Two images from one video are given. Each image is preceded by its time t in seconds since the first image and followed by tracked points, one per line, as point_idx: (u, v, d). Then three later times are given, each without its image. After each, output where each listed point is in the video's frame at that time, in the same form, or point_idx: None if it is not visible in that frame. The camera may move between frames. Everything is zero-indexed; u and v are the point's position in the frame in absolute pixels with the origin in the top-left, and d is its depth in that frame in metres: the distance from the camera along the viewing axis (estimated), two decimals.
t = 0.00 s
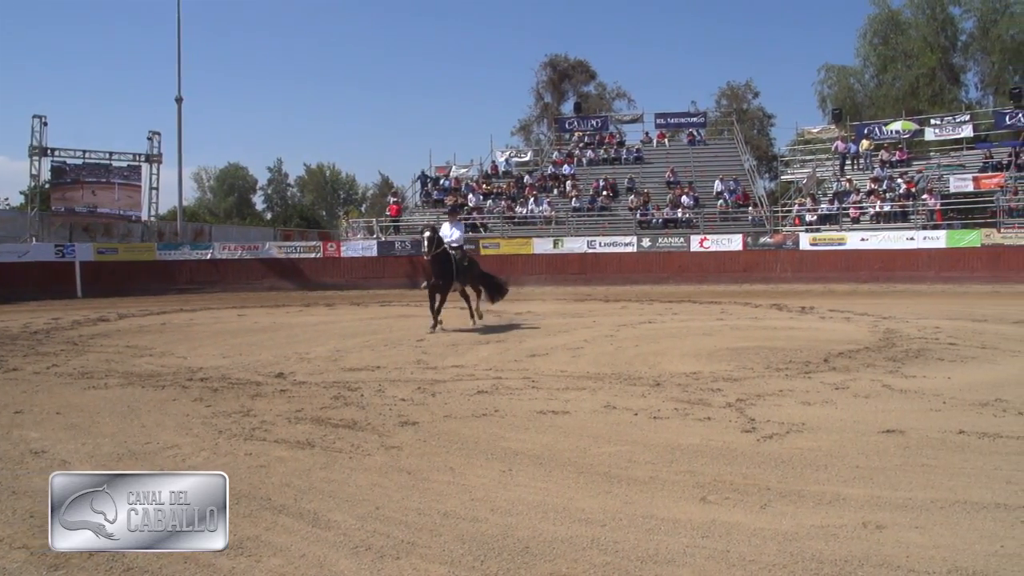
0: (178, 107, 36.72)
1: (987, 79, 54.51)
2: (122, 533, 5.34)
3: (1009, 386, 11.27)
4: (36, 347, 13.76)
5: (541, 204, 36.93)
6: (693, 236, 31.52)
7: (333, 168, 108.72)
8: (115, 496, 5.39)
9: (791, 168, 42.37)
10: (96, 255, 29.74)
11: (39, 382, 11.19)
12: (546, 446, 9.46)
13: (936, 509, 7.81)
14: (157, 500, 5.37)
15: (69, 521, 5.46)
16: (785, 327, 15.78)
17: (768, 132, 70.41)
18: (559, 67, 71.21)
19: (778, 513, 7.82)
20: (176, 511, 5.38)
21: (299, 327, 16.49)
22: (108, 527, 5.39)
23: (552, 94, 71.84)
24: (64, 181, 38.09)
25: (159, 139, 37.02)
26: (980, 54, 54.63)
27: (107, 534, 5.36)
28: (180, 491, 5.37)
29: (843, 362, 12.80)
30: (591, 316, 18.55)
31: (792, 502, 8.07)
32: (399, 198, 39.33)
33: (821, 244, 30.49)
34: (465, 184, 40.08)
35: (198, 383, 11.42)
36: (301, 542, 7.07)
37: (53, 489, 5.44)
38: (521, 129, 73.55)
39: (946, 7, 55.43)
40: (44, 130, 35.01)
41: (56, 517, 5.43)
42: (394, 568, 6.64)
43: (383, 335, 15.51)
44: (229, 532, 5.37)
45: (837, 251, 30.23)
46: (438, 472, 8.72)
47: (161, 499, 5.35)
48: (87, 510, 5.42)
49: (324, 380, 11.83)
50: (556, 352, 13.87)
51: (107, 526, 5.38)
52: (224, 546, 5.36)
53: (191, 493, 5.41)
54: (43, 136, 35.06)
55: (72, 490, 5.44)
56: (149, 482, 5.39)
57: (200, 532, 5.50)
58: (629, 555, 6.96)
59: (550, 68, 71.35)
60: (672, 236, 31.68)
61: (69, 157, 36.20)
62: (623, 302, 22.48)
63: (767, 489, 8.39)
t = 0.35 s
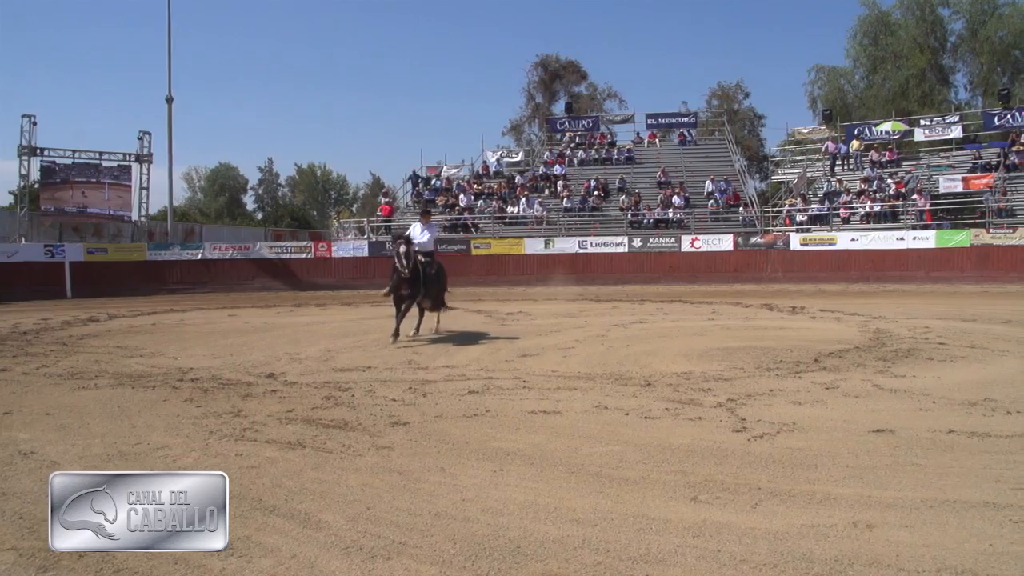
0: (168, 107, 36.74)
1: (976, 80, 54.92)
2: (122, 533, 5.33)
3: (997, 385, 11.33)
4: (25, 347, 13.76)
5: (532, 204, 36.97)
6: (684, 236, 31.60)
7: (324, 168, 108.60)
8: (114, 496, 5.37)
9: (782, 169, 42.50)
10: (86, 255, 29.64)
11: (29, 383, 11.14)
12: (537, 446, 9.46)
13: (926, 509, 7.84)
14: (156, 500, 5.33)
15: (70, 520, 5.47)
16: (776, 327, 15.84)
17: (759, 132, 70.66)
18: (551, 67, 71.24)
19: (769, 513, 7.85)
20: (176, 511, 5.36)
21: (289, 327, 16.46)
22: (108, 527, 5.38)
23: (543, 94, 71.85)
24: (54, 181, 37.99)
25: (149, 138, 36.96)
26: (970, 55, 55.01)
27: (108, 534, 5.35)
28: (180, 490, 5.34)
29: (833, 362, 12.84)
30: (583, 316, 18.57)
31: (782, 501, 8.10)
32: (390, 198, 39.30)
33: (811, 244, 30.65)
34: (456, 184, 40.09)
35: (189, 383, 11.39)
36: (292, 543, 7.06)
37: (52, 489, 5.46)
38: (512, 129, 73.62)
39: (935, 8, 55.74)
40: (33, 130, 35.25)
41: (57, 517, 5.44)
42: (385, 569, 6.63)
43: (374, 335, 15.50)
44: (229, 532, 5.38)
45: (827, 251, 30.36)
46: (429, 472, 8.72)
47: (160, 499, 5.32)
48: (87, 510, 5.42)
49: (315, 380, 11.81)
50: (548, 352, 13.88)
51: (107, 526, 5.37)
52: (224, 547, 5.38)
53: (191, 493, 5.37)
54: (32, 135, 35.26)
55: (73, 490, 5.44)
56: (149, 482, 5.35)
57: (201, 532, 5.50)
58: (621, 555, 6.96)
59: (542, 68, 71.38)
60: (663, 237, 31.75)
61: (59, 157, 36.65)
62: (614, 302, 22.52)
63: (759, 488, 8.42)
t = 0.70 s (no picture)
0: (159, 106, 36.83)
1: (966, 80, 55.21)
2: (122, 532, 5.38)
3: (985, 385, 11.37)
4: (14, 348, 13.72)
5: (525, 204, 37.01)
6: (676, 236, 31.65)
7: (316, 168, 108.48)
8: (115, 496, 5.43)
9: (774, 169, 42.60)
10: (77, 255, 29.52)
11: (20, 384, 11.11)
12: (529, 446, 9.47)
13: (916, 507, 7.87)
14: (157, 500, 5.40)
15: (70, 521, 5.52)
16: (767, 327, 15.88)
17: (751, 132, 70.85)
18: (543, 67, 71.30)
19: (761, 512, 7.87)
20: (176, 511, 5.43)
21: (280, 327, 16.44)
22: (108, 527, 5.43)
23: (535, 94, 71.88)
24: (44, 180, 37.97)
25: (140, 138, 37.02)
26: (960, 56, 55.24)
27: (107, 534, 5.40)
28: (180, 491, 5.43)
29: (824, 362, 12.88)
30: (575, 316, 18.57)
31: (774, 500, 8.13)
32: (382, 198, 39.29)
33: (803, 244, 30.73)
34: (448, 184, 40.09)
35: (181, 383, 11.37)
36: (283, 543, 7.05)
37: (53, 489, 5.52)
38: (504, 130, 73.64)
39: (926, 9, 55.98)
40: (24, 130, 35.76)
41: (57, 517, 5.50)
42: (377, 569, 6.62)
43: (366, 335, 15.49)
44: (228, 531, 5.45)
45: (818, 251, 30.44)
46: (421, 472, 8.72)
47: (161, 499, 5.39)
48: (87, 511, 5.47)
49: (307, 381, 11.80)
50: (540, 352, 13.89)
51: (106, 526, 5.43)
52: (224, 546, 5.44)
53: (191, 493, 5.46)
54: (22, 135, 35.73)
55: (73, 490, 5.50)
56: (149, 483, 5.46)
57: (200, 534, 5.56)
58: (613, 554, 6.97)
59: (534, 68, 71.44)
60: (655, 237, 31.81)
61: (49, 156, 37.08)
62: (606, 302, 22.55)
63: (751, 488, 8.44)
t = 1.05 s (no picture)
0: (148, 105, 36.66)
1: (954, 82, 55.40)
2: (122, 533, 5.31)
3: (973, 384, 11.44)
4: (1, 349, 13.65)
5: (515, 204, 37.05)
6: (667, 236, 31.71)
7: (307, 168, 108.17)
8: (115, 495, 5.35)
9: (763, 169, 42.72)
10: (65, 255, 29.34)
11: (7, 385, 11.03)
12: (519, 446, 9.48)
13: (905, 506, 7.91)
14: (157, 500, 5.32)
15: (69, 520, 5.45)
16: (757, 327, 15.92)
17: (741, 133, 70.99)
18: (534, 67, 71.26)
19: (751, 511, 7.90)
20: (176, 511, 5.35)
21: (270, 327, 16.41)
22: (108, 527, 5.36)
23: (526, 94, 71.82)
24: (32, 180, 37.71)
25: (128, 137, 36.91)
26: (948, 57, 55.53)
27: (107, 534, 5.33)
28: (180, 491, 5.36)
29: (814, 361, 12.92)
30: (566, 316, 18.59)
31: (763, 499, 8.17)
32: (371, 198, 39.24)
33: (793, 244, 30.83)
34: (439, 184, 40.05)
35: (170, 384, 11.33)
36: (274, 544, 7.03)
37: (52, 489, 5.44)
38: (495, 130, 73.57)
39: (915, 11, 56.22)
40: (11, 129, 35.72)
41: (56, 517, 5.44)
42: (368, 570, 6.61)
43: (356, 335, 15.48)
44: (229, 532, 5.41)
45: (808, 251, 30.55)
46: (411, 472, 8.72)
47: (161, 499, 5.31)
48: (87, 510, 5.40)
49: (297, 381, 11.77)
50: (530, 352, 13.91)
51: (107, 526, 5.35)
52: (224, 546, 5.40)
53: (191, 493, 5.38)
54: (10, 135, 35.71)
55: (73, 490, 5.44)
56: (149, 482, 5.36)
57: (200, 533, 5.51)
58: (604, 553, 6.99)
59: (525, 68, 71.40)
60: (645, 237, 31.85)
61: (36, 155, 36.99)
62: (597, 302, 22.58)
63: (741, 487, 8.47)
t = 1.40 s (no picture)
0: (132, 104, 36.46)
1: (938, 84, 55.80)
2: (122, 533, 5.04)
3: (958, 383, 11.53)
4: None
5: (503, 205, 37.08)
6: (654, 237, 31.79)
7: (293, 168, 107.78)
8: (114, 496, 5.07)
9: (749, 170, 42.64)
10: (48, 255, 29.04)
11: None
12: (506, 447, 9.47)
13: (890, 504, 7.96)
14: (156, 500, 5.00)
15: (69, 520, 5.18)
16: (745, 326, 15.99)
17: (728, 134, 71.26)
18: (522, 68, 71.26)
19: (738, 510, 7.93)
20: (176, 511, 5.04)
21: (257, 328, 16.34)
22: (108, 527, 5.09)
23: (514, 95, 71.82)
24: (14, 180, 37.42)
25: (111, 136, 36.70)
26: (933, 60, 55.96)
27: (107, 534, 5.07)
28: (180, 490, 5.02)
29: (801, 361, 12.98)
30: (555, 316, 18.63)
31: (750, 498, 8.20)
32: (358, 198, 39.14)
33: (779, 245, 30.95)
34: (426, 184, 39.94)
35: (155, 386, 11.24)
36: (260, 546, 6.99)
37: (52, 488, 5.16)
38: (483, 130, 73.54)
39: (900, 14, 56.57)
40: None
41: (56, 517, 5.18)
42: (356, 571, 6.59)
43: (343, 336, 15.46)
44: (230, 532, 5.07)
45: (795, 251, 30.69)
46: (398, 473, 8.70)
47: (160, 499, 4.99)
48: (87, 510, 5.14)
49: (283, 383, 11.72)
50: (518, 352, 13.93)
51: (107, 526, 5.09)
52: (226, 547, 5.07)
53: (191, 493, 5.05)
54: None
55: (72, 489, 5.15)
56: (147, 482, 5.03)
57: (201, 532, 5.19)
58: (591, 553, 6.99)
59: (513, 68, 71.40)
60: (633, 237, 31.90)
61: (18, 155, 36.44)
62: (585, 302, 22.63)
63: (728, 486, 8.49)
